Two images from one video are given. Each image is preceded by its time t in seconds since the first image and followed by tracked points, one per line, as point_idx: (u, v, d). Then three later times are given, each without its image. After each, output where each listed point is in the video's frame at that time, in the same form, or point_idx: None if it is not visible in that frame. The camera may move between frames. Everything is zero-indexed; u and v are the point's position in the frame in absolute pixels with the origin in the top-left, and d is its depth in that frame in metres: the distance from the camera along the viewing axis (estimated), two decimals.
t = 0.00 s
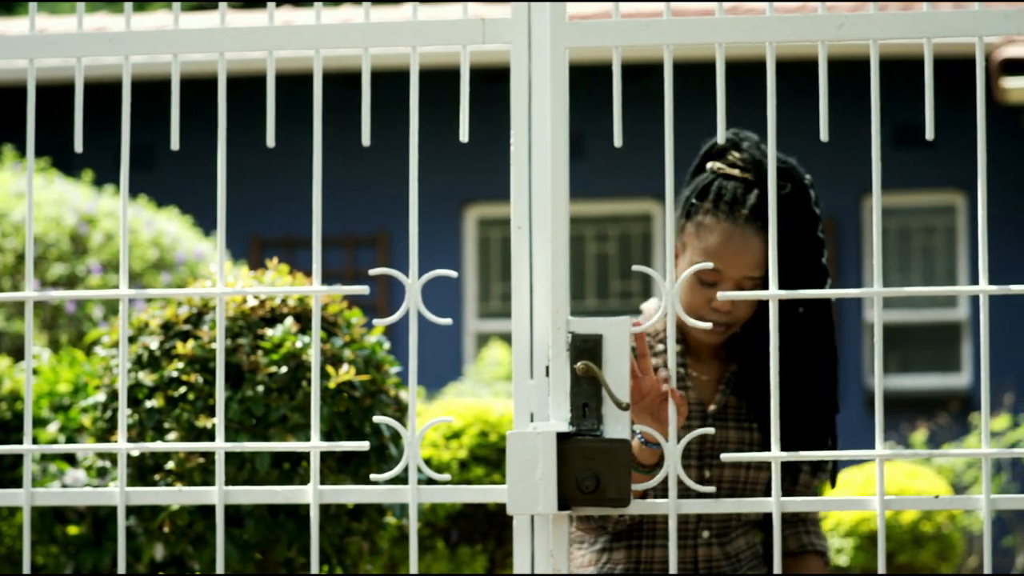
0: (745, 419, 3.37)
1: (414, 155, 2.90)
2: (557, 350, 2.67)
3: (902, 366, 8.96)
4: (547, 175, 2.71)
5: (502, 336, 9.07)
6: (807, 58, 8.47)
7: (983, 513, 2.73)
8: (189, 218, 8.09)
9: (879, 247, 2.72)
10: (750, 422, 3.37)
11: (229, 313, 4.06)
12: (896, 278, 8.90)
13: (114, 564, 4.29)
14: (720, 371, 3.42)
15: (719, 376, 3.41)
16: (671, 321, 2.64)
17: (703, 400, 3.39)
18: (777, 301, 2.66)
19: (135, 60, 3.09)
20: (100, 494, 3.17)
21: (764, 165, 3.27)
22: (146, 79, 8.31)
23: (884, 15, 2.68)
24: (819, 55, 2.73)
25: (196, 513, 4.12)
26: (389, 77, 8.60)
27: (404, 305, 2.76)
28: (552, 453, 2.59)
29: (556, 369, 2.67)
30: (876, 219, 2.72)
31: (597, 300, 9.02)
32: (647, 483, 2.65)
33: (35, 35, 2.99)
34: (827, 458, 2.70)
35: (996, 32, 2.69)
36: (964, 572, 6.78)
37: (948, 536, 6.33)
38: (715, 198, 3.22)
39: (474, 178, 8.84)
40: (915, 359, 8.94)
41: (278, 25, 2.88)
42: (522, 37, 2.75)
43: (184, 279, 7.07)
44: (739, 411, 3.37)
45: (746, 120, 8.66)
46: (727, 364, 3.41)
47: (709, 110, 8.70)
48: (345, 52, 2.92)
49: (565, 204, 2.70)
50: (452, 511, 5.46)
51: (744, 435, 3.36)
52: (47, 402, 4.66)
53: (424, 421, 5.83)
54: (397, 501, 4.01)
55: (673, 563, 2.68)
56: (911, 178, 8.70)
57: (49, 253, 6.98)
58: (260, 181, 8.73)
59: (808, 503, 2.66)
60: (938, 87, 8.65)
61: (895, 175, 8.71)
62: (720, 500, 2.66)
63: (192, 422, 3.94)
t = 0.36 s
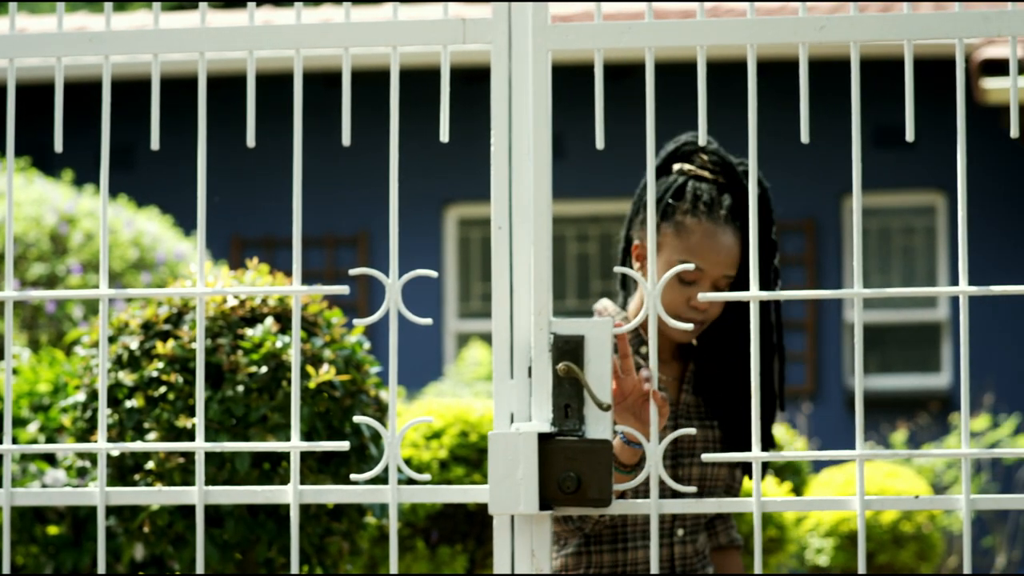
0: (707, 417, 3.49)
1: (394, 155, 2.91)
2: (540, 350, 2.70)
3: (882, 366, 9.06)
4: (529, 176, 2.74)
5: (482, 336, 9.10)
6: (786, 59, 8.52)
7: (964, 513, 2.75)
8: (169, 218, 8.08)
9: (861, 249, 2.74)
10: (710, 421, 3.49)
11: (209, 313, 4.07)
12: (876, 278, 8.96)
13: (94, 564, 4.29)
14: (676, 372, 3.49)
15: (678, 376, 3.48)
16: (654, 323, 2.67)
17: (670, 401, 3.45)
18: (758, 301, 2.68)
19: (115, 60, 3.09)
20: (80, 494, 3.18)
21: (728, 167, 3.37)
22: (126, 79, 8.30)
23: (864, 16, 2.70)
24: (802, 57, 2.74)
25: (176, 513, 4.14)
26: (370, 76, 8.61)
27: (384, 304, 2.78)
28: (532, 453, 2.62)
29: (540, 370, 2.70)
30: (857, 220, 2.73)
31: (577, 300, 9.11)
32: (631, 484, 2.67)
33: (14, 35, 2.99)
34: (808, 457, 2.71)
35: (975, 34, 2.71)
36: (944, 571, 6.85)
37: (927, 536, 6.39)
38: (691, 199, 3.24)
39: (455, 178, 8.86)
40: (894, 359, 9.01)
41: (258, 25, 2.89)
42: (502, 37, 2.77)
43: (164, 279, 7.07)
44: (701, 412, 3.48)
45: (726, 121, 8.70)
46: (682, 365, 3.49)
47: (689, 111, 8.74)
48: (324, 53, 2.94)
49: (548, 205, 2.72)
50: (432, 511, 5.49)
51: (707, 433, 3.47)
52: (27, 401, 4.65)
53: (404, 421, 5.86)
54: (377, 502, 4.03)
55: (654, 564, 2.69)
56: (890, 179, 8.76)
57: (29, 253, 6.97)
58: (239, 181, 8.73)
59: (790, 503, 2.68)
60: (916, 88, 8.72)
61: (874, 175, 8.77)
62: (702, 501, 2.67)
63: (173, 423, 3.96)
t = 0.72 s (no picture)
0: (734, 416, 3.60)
1: (382, 154, 2.92)
2: (527, 350, 2.71)
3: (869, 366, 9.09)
4: (518, 176, 2.75)
5: (471, 336, 9.10)
6: (774, 59, 8.55)
7: (950, 512, 2.77)
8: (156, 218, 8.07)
9: (849, 248, 2.76)
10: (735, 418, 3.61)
11: (197, 313, 4.08)
12: (864, 279, 8.99)
13: (81, 565, 4.28)
14: (705, 374, 3.58)
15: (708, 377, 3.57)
16: (641, 324, 2.68)
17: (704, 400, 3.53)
18: (747, 301, 2.70)
19: (103, 60, 3.09)
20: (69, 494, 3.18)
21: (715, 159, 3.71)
22: (114, 78, 8.29)
23: (852, 17, 2.72)
24: (790, 57, 2.75)
25: (164, 513, 4.14)
26: (359, 76, 8.61)
27: (372, 304, 2.79)
28: (520, 453, 2.64)
29: (528, 370, 2.71)
30: (844, 220, 2.75)
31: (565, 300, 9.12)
32: (620, 485, 2.68)
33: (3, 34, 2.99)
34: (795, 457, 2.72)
35: (963, 34, 2.73)
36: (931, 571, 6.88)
37: (915, 536, 6.42)
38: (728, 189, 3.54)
39: (443, 177, 8.86)
40: (882, 359, 9.05)
41: (247, 26, 2.90)
42: (490, 38, 2.78)
43: (152, 279, 7.07)
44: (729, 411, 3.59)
45: (714, 120, 8.73)
46: (709, 367, 3.58)
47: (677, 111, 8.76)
48: (313, 52, 2.94)
49: (536, 206, 2.73)
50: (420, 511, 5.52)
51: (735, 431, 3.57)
52: (14, 400, 4.63)
53: (392, 420, 5.87)
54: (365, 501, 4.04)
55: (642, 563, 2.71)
56: (877, 179, 8.81)
57: (17, 252, 6.97)
58: (228, 181, 8.73)
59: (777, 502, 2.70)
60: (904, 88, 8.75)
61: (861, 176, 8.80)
62: (690, 501, 2.69)
63: (160, 422, 3.96)
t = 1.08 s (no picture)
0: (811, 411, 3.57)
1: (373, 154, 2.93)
2: (520, 349, 2.72)
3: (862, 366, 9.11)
4: (510, 176, 2.76)
5: (463, 336, 9.10)
6: (766, 59, 8.57)
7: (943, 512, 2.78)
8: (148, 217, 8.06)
9: (841, 248, 2.77)
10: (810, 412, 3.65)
11: (189, 313, 4.08)
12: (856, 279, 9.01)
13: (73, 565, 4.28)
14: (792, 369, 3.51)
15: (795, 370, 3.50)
16: (633, 323, 2.69)
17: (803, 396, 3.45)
18: (738, 301, 2.71)
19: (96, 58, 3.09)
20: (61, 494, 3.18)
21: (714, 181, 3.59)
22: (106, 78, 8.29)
23: (844, 17, 2.73)
24: (782, 57, 2.76)
25: (156, 513, 4.14)
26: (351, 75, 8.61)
27: (364, 304, 2.79)
28: (513, 453, 2.65)
29: (520, 370, 2.72)
30: (837, 220, 2.75)
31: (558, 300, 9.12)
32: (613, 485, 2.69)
33: None
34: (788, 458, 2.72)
35: (955, 34, 2.74)
36: (924, 571, 6.90)
37: (907, 536, 6.44)
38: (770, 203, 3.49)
39: (435, 177, 8.87)
40: (875, 359, 9.07)
41: (239, 25, 2.90)
42: (482, 37, 2.79)
43: (145, 279, 7.07)
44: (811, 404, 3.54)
45: (706, 120, 8.74)
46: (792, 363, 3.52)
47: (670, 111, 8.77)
48: (304, 52, 2.95)
49: (528, 206, 2.74)
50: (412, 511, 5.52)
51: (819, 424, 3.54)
52: (7, 400, 4.63)
53: (384, 420, 5.87)
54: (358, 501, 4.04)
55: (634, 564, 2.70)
56: (869, 178, 8.83)
57: (10, 252, 6.97)
58: (220, 180, 8.73)
59: (769, 502, 2.70)
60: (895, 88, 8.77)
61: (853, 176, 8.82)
62: (681, 500, 2.68)
63: (153, 422, 3.95)
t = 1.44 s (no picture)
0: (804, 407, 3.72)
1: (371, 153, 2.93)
2: (518, 349, 2.71)
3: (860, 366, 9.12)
4: (508, 175, 2.76)
5: (461, 336, 9.10)
6: (765, 59, 8.57)
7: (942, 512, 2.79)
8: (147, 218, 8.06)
9: (839, 248, 2.77)
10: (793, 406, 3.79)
11: (187, 313, 4.07)
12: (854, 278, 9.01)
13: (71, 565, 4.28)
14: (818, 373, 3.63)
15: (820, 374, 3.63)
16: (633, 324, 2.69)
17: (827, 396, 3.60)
18: (736, 301, 2.71)
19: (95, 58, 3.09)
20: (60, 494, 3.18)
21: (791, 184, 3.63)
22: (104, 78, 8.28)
23: (843, 16, 2.73)
24: (781, 56, 2.76)
25: (154, 513, 4.14)
26: (349, 75, 8.60)
27: (363, 304, 2.79)
28: (512, 453, 2.65)
29: (519, 370, 2.71)
30: (835, 221, 2.76)
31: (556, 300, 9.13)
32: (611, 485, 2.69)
33: None
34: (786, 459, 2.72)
35: (953, 34, 2.74)
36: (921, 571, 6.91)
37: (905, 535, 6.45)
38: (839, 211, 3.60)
39: (434, 177, 8.87)
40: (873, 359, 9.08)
41: (236, 25, 2.90)
42: (480, 37, 2.79)
43: (143, 279, 7.07)
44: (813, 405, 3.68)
45: (705, 120, 8.74)
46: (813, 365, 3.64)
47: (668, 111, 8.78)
48: (303, 52, 2.94)
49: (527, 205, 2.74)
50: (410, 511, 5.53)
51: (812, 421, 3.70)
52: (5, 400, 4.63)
53: (382, 420, 5.87)
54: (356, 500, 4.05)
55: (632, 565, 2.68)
56: (867, 178, 8.83)
57: (7, 252, 6.96)
58: (218, 180, 8.73)
59: (769, 503, 2.71)
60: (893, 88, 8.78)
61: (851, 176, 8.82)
62: (679, 501, 2.67)
63: (151, 422, 3.95)
